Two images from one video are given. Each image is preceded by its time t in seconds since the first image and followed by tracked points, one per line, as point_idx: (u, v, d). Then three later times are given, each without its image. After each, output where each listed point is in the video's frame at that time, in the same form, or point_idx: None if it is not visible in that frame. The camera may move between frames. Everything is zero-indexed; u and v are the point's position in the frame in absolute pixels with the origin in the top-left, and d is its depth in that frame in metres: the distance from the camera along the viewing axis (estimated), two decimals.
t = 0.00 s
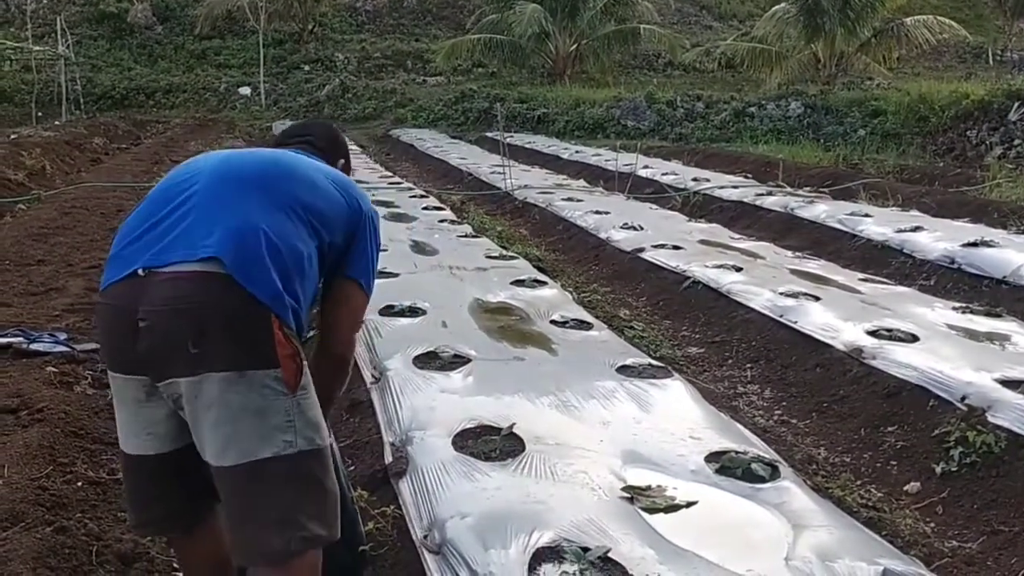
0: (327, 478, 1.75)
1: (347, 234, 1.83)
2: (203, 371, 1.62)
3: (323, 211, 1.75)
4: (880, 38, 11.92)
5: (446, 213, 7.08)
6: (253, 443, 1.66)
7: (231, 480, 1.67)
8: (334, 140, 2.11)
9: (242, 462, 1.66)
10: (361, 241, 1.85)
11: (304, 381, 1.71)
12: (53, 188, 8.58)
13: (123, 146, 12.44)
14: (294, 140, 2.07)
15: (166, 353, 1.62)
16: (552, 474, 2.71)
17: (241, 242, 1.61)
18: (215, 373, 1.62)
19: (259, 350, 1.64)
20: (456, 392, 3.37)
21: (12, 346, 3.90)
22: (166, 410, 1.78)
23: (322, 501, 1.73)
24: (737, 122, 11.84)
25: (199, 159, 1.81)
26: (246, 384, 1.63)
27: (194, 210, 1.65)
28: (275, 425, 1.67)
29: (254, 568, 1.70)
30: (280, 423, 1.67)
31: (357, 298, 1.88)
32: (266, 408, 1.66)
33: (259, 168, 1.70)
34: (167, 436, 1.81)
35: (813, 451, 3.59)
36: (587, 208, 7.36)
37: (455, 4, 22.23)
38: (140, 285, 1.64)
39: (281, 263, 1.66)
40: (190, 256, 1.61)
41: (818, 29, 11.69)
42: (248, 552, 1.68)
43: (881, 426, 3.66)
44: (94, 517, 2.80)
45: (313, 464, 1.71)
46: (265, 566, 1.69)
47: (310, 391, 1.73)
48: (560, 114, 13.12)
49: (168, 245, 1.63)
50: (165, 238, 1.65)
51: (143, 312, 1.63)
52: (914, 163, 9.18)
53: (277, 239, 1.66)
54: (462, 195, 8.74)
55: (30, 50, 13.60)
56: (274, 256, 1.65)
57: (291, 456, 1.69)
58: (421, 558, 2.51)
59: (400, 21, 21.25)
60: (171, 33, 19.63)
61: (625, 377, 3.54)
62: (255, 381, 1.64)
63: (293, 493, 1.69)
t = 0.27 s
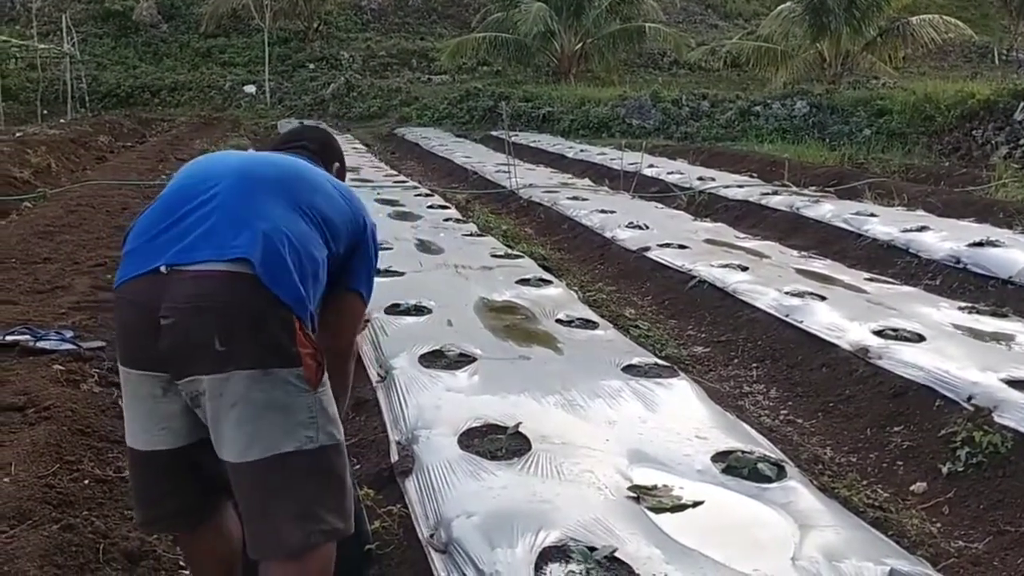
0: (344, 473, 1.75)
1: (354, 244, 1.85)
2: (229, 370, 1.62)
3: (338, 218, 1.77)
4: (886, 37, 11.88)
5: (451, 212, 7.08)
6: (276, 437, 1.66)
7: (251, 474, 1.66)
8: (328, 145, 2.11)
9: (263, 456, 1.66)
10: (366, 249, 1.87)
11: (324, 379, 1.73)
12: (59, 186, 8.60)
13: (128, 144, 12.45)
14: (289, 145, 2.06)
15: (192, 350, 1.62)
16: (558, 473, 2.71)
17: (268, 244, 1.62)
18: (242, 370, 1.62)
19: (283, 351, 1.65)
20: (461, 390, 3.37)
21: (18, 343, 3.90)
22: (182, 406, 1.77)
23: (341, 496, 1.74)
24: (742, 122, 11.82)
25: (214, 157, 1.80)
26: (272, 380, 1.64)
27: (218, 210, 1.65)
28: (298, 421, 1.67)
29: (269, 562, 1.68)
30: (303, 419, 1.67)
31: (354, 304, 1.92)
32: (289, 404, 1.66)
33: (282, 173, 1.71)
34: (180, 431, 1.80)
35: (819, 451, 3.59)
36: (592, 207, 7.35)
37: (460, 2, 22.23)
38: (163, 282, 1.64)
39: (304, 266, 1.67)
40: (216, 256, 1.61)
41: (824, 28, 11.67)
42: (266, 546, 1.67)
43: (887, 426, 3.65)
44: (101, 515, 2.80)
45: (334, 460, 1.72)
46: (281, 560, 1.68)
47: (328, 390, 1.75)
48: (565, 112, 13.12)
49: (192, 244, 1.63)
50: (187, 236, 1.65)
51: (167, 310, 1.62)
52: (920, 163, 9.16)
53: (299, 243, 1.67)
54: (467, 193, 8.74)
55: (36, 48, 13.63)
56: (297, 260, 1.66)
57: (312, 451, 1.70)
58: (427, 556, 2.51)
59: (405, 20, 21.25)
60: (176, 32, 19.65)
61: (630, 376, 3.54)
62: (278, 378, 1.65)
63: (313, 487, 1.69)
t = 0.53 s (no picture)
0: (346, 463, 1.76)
1: (357, 238, 1.87)
2: (236, 361, 1.64)
3: (341, 213, 1.79)
4: (887, 37, 11.88)
5: (452, 210, 7.09)
6: (282, 427, 1.67)
7: (257, 464, 1.68)
8: (331, 137, 2.11)
9: (270, 447, 1.67)
10: (370, 245, 1.89)
11: (327, 369, 1.75)
12: (60, 183, 8.61)
13: (129, 142, 12.47)
14: (292, 138, 2.07)
15: (198, 343, 1.63)
16: (558, 471, 2.71)
17: (274, 237, 1.63)
18: (248, 362, 1.63)
19: (289, 342, 1.66)
20: (462, 389, 3.38)
21: (20, 340, 3.91)
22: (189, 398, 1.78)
23: (345, 485, 1.75)
24: (743, 121, 11.82)
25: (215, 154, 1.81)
26: (277, 372, 1.66)
27: (222, 205, 1.66)
28: (303, 411, 1.69)
29: (274, 551, 1.70)
30: (307, 409, 1.69)
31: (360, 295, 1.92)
32: (294, 395, 1.68)
33: (284, 167, 1.73)
34: (187, 424, 1.81)
35: (818, 449, 3.59)
36: (593, 206, 7.36)
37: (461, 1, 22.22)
38: (169, 275, 1.64)
39: (309, 259, 1.68)
40: (222, 248, 1.61)
41: (825, 28, 11.68)
42: (272, 535, 1.69)
43: (887, 425, 3.65)
44: (101, 511, 2.81)
45: (339, 449, 1.74)
46: (285, 550, 1.70)
47: (332, 380, 1.76)
48: (566, 111, 13.13)
49: (198, 238, 1.64)
50: (193, 230, 1.65)
51: (173, 302, 1.63)
52: (921, 163, 9.15)
53: (303, 236, 1.68)
54: (468, 192, 8.75)
55: (38, 46, 13.65)
56: (302, 253, 1.67)
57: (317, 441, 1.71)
58: (427, 553, 2.52)
59: (406, 18, 21.26)
60: (178, 30, 19.66)
61: (631, 374, 3.54)
62: (284, 369, 1.67)
63: (319, 477, 1.71)
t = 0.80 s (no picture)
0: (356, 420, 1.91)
1: (364, 221, 1.90)
2: (244, 354, 1.74)
3: (337, 202, 1.84)
4: (887, 36, 11.88)
5: (452, 210, 7.09)
6: (297, 402, 1.80)
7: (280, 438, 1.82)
8: (336, 122, 2.13)
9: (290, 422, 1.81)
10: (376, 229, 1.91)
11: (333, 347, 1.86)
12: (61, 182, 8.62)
13: (129, 142, 12.46)
14: (302, 127, 2.10)
15: (200, 339, 1.71)
16: (557, 471, 2.72)
17: (268, 233, 1.70)
18: (255, 354, 1.74)
19: (291, 333, 1.77)
20: (461, 389, 3.38)
21: (20, 340, 3.91)
22: (197, 389, 1.83)
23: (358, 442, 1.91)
24: (743, 121, 11.80)
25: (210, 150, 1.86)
26: (286, 358, 1.77)
27: (220, 205, 1.72)
28: (315, 386, 1.82)
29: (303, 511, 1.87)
30: (320, 384, 1.82)
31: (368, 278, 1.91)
32: (306, 374, 1.80)
33: (276, 163, 1.78)
34: (197, 416, 1.85)
35: (818, 449, 3.60)
36: (593, 206, 7.36)
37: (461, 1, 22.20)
38: (169, 273, 1.71)
39: (303, 252, 1.75)
40: (219, 247, 1.69)
41: (825, 27, 11.68)
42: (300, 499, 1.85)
43: (886, 425, 3.65)
44: (102, 511, 2.82)
45: (350, 411, 1.89)
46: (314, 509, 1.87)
47: (341, 354, 1.89)
48: (566, 111, 13.13)
49: (197, 236, 1.71)
50: (190, 229, 1.72)
51: (176, 301, 1.70)
52: (921, 162, 9.15)
53: (297, 230, 1.75)
54: (468, 191, 8.75)
55: (38, 45, 13.65)
56: (296, 246, 1.74)
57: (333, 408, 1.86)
58: (426, 553, 2.53)
59: (406, 17, 21.25)
60: (178, 29, 19.64)
61: (630, 374, 3.55)
62: (293, 354, 1.79)
63: (338, 440, 1.86)
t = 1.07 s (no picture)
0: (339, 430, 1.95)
1: (383, 220, 1.96)
2: (259, 353, 1.78)
3: (357, 202, 1.89)
4: (888, 36, 11.89)
5: (453, 209, 7.10)
6: (290, 411, 1.84)
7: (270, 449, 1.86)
8: (361, 125, 2.22)
9: (284, 433, 1.85)
10: (397, 230, 1.98)
11: (338, 352, 1.90)
12: (62, 182, 8.62)
13: (130, 141, 12.46)
14: (329, 129, 2.21)
15: (223, 334, 1.76)
16: (558, 471, 2.72)
17: (291, 231, 1.75)
18: (270, 353, 1.78)
19: (308, 331, 1.81)
20: (462, 388, 3.39)
21: (22, 340, 3.91)
22: (211, 384, 1.88)
23: (339, 446, 1.97)
24: (744, 120, 11.80)
25: (232, 151, 1.91)
26: (294, 361, 1.81)
27: (245, 202, 1.77)
28: (312, 394, 1.86)
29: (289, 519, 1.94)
30: (318, 391, 1.86)
31: (392, 273, 1.97)
32: (308, 380, 1.84)
33: (298, 163, 1.83)
34: (211, 410, 1.91)
35: (818, 449, 3.61)
36: (594, 205, 7.36)
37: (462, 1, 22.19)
38: (193, 269, 1.75)
39: (324, 250, 1.80)
40: (243, 244, 1.73)
41: (826, 26, 11.69)
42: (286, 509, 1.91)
43: (887, 424, 3.65)
44: (103, 511, 2.82)
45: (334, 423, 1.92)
46: (301, 516, 1.95)
47: (342, 361, 1.93)
48: (567, 111, 13.15)
49: (222, 233, 1.75)
50: (214, 226, 1.77)
51: (199, 296, 1.75)
52: (921, 162, 9.16)
53: (319, 230, 1.79)
54: (469, 191, 8.76)
55: (39, 45, 13.65)
56: (318, 244, 1.79)
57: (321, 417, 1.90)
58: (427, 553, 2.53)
59: (407, 17, 21.26)
60: (179, 29, 19.64)
61: (631, 374, 3.55)
62: (301, 357, 1.82)
63: (325, 449, 1.92)
